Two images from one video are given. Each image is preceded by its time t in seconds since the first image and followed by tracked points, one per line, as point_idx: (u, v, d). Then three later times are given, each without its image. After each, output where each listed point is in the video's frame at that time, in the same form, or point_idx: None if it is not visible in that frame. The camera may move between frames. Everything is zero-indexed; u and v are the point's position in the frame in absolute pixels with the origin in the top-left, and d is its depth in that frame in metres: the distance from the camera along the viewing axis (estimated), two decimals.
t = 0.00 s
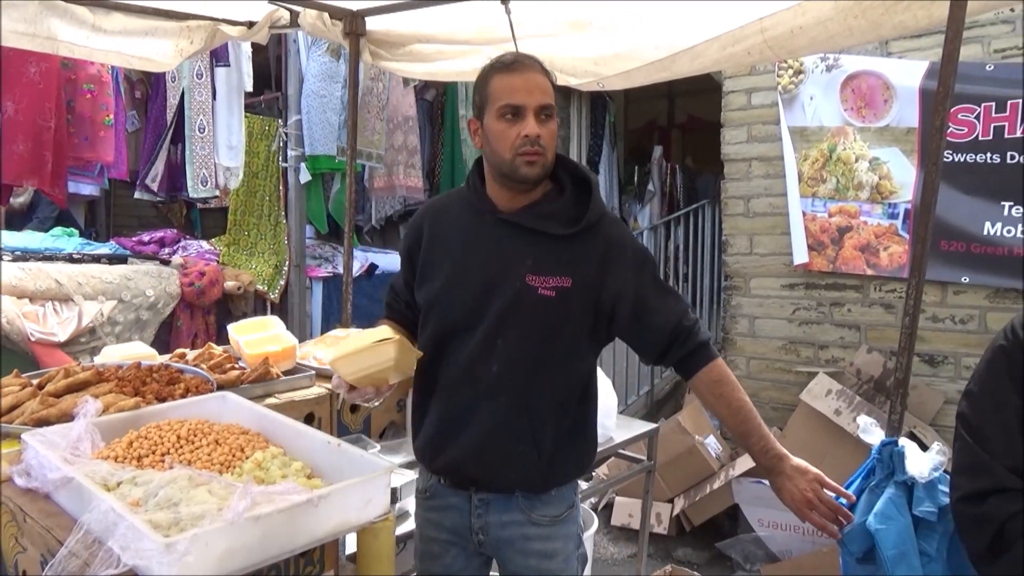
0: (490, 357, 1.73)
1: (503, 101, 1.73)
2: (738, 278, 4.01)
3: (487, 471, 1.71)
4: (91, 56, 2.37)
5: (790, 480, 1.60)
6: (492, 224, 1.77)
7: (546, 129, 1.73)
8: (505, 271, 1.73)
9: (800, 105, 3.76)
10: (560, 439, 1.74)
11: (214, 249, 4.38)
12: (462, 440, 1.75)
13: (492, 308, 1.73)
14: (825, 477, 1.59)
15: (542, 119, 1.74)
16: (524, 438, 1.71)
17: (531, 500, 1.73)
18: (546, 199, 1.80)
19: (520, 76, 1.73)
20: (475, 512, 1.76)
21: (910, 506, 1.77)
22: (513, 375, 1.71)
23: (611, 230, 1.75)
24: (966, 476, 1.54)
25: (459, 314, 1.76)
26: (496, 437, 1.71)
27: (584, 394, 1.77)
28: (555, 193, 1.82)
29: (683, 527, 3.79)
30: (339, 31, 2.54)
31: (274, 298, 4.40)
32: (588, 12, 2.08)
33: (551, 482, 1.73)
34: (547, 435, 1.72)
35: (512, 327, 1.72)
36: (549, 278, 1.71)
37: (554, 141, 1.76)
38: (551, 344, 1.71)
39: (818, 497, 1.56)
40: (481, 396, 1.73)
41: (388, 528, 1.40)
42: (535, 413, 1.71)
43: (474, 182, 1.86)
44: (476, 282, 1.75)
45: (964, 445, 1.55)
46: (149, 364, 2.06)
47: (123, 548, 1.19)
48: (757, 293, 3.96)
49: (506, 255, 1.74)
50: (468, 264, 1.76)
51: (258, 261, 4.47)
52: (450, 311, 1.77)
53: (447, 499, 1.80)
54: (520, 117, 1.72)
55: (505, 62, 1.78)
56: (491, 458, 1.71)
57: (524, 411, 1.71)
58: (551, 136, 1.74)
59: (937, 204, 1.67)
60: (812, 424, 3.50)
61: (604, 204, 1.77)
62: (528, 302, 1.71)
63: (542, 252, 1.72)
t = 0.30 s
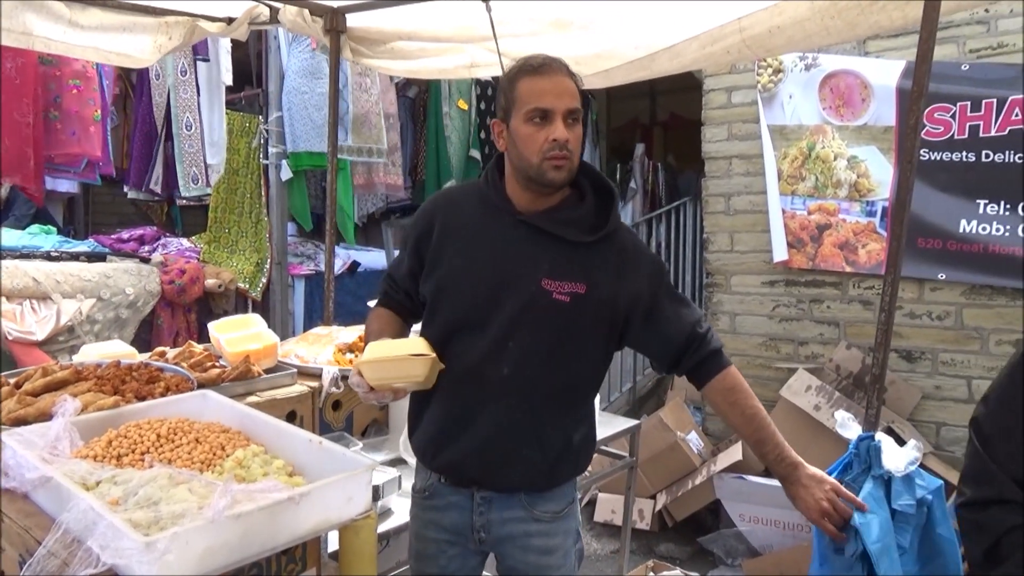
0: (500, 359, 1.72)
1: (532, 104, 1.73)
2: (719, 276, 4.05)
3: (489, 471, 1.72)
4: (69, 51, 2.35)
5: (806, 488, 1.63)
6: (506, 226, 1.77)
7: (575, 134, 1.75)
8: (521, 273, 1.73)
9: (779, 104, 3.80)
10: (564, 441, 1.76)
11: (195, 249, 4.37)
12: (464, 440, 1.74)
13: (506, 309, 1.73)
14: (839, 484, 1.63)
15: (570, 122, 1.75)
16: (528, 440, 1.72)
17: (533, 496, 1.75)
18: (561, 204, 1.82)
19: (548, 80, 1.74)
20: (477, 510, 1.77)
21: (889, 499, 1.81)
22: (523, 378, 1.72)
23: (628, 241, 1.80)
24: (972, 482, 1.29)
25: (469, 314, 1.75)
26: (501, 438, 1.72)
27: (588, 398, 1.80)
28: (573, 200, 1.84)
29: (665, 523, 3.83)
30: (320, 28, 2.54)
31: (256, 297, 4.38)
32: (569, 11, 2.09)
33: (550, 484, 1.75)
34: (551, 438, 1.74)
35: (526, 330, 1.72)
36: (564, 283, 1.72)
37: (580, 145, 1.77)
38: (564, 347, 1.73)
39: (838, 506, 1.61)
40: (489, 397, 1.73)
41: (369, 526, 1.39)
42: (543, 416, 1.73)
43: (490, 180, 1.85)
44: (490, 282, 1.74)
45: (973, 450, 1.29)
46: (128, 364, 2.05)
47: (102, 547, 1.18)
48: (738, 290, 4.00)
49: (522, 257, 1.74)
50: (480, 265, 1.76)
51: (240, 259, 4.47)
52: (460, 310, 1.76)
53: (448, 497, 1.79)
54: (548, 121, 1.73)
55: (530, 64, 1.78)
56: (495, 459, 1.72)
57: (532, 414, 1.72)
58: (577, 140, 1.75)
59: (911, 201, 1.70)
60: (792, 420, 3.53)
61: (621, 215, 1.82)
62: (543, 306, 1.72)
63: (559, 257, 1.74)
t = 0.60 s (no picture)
0: (511, 360, 1.73)
1: (543, 107, 1.72)
2: (718, 274, 4.05)
3: (497, 469, 1.74)
4: (65, 53, 2.34)
5: (834, 483, 1.62)
6: (518, 226, 1.78)
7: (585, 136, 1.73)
8: (531, 273, 1.74)
9: (777, 102, 3.80)
10: (575, 441, 1.76)
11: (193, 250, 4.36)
12: (474, 438, 1.76)
13: (516, 309, 1.74)
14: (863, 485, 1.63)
15: (580, 124, 1.74)
16: (537, 440, 1.73)
17: (541, 496, 1.76)
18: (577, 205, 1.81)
19: (556, 82, 1.72)
20: (485, 509, 1.78)
21: (887, 495, 1.78)
22: (534, 378, 1.72)
23: (641, 242, 1.79)
24: None
25: (480, 313, 1.77)
26: (510, 437, 1.73)
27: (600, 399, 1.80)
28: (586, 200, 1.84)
29: (666, 522, 3.84)
30: (317, 29, 2.54)
31: (256, 298, 4.38)
32: (566, 11, 2.10)
33: (559, 483, 1.76)
34: (561, 438, 1.74)
35: (537, 331, 1.73)
36: (575, 284, 1.73)
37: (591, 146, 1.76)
38: (575, 348, 1.73)
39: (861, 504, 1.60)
40: (499, 397, 1.74)
41: (368, 526, 1.39)
42: (554, 417, 1.73)
43: (505, 180, 1.86)
44: (502, 281, 1.75)
45: None
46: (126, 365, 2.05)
47: (100, 548, 1.19)
48: (737, 289, 4.00)
49: (533, 258, 1.75)
50: (491, 265, 1.77)
51: (239, 260, 4.49)
52: (471, 309, 1.77)
53: (457, 496, 1.81)
54: (558, 124, 1.72)
55: (540, 65, 1.77)
56: (505, 458, 1.73)
57: (542, 414, 1.73)
58: (588, 142, 1.74)
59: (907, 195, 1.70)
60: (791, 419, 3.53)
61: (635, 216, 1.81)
62: (553, 306, 1.72)
63: (570, 258, 1.75)
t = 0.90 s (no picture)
0: (511, 360, 1.73)
1: (511, 106, 1.75)
2: (715, 272, 4.06)
3: (497, 470, 1.74)
4: (59, 57, 2.35)
5: (827, 493, 1.63)
6: (516, 227, 1.79)
7: (548, 133, 1.72)
8: (530, 274, 1.75)
9: (772, 99, 3.80)
10: (576, 441, 1.76)
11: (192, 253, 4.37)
12: (474, 439, 1.77)
13: (515, 310, 1.74)
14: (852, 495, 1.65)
15: (542, 124, 1.72)
16: (537, 441, 1.73)
17: (541, 496, 1.76)
18: (572, 206, 1.82)
19: (527, 80, 1.73)
20: (486, 509, 1.78)
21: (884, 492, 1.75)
22: (533, 379, 1.73)
23: (641, 242, 1.79)
24: None
25: (481, 314, 1.77)
26: (509, 438, 1.73)
27: (602, 398, 1.80)
28: (584, 200, 1.84)
29: (665, 520, 3.84)
30: (311, 31, 2.54)
31: (255, 300, 4.38)
32: (560, 10, 2.10)
33: (560, 484, 1.76)
34: (561, 439, 1.74)
35: (536, 332, 1.73)
36: (573, 285, 1.73)
37: (555, 148, 1.72)
38: (575, 349, 1.74)
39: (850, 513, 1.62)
40: (499, 398, 1.74)
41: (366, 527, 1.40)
42: (554, 417, 1.73)
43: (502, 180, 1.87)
44: (501, 282, 1.76)
45: None
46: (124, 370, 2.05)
47: (98, 552, 1.19)
48: (734, 286, 4.01)
49: (531, 259, 1.76)
50: (490, 267, 1.78)
51: (237, 263, 4.49)
52: (471, 311, 1.78)
53: (458, 495, 1.81)
54: (520, 122, 1.74)
55: (522, 65, 1.79)
56: (505, 459, 1.74)
57: (542, 415, 1.73)
58: (551, 143, 1.72)
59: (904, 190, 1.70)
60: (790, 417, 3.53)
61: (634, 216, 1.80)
62: (551, 308, 1.73)
63: (568, 259, 1.75)
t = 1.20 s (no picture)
0: (507, 361, 1.74)
1: (500, 106, 1.75)
2: (715, 271, 4.06)
3: (495, 470, 1.75)
4: (57, 60, 2.35)
5: (830, 490, 1.65)
6: (511, 227, 1.80)
7: (535, 133, 1.72)
8: (523, 275, 1.75)
9: (770, 97, 3.80)
10: (573, 440, 1.76)
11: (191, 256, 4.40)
12: (472, 439, 1.77)
13: (509, 310, 1.75)
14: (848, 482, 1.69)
15: (531, 123, 1.72)
16: (532, 440, 1.73)
17: (538, 496, 1.75)
18: (566, 204, 1.81)
19: (515, 80, 1.73)
20: (484, 508, 1.78)
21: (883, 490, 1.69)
22: (528, 378, 1.73)
23: (636, 240, 1.78)
24: None
25: (477, 314, 1.78)
26: (505, 438, 1.73)
27: (599, 398, 1.79)
28: (578, 198, 1.83)
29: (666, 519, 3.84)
30: (309, 32, 2.54)
31: (255, 302, 4.38)
32: (558, 10, 2.10)
33: (557, 484, 1.75)
34: (557, 438, 1.74)
35: (531, 332, 1.73)
36: (566, 284, 1.73)
37: (544, 147, 1.72)
38: (569, 348, 1.73)
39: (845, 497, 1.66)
40: (494, 397, 1.75)
41: (367, 528, 1.40)
42: (550, 417, 1.73)
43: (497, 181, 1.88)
44: (496, 283, 1.76)
45: None
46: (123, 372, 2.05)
47: (98, 555, 1.19)
48: (734, 285, 4.01)
49: (525, 259, 1.76)
50: (485, 267, 1.79)
51: (236, 264, 4.49)
52: (467, 311, 1.79)
53: (457, 495, 1.81)
54: (508, 122, 1.74)
55: (512, 65, 1.79)
56: (502, 459, 1.74)
57: (538, 415, 1.73)
58: (539, 143, 1.72)
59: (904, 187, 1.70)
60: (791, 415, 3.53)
61: (627, 213, 1.79)
62: (545, 307, 1.73)
63: (561, 258, 1.75)
